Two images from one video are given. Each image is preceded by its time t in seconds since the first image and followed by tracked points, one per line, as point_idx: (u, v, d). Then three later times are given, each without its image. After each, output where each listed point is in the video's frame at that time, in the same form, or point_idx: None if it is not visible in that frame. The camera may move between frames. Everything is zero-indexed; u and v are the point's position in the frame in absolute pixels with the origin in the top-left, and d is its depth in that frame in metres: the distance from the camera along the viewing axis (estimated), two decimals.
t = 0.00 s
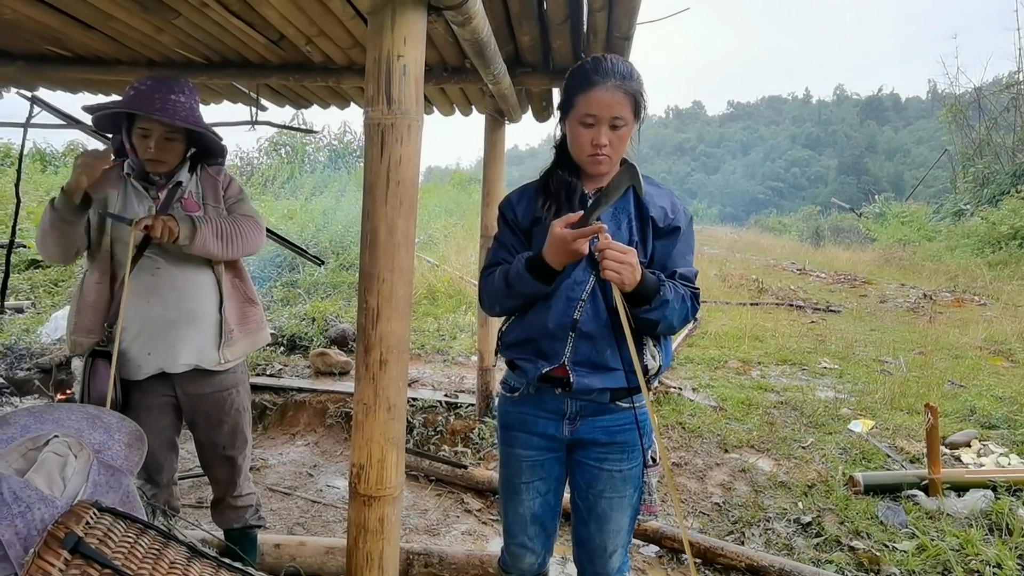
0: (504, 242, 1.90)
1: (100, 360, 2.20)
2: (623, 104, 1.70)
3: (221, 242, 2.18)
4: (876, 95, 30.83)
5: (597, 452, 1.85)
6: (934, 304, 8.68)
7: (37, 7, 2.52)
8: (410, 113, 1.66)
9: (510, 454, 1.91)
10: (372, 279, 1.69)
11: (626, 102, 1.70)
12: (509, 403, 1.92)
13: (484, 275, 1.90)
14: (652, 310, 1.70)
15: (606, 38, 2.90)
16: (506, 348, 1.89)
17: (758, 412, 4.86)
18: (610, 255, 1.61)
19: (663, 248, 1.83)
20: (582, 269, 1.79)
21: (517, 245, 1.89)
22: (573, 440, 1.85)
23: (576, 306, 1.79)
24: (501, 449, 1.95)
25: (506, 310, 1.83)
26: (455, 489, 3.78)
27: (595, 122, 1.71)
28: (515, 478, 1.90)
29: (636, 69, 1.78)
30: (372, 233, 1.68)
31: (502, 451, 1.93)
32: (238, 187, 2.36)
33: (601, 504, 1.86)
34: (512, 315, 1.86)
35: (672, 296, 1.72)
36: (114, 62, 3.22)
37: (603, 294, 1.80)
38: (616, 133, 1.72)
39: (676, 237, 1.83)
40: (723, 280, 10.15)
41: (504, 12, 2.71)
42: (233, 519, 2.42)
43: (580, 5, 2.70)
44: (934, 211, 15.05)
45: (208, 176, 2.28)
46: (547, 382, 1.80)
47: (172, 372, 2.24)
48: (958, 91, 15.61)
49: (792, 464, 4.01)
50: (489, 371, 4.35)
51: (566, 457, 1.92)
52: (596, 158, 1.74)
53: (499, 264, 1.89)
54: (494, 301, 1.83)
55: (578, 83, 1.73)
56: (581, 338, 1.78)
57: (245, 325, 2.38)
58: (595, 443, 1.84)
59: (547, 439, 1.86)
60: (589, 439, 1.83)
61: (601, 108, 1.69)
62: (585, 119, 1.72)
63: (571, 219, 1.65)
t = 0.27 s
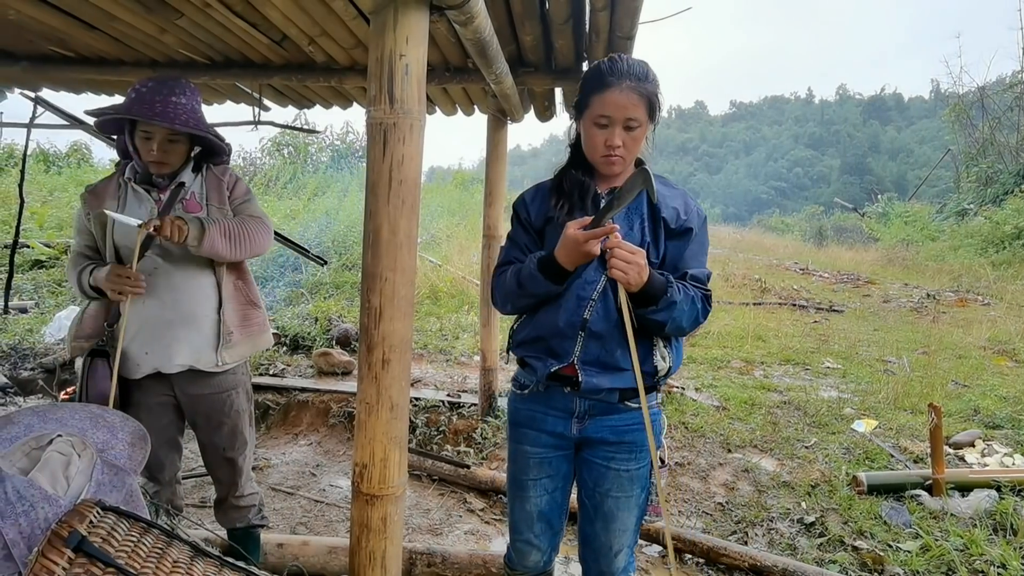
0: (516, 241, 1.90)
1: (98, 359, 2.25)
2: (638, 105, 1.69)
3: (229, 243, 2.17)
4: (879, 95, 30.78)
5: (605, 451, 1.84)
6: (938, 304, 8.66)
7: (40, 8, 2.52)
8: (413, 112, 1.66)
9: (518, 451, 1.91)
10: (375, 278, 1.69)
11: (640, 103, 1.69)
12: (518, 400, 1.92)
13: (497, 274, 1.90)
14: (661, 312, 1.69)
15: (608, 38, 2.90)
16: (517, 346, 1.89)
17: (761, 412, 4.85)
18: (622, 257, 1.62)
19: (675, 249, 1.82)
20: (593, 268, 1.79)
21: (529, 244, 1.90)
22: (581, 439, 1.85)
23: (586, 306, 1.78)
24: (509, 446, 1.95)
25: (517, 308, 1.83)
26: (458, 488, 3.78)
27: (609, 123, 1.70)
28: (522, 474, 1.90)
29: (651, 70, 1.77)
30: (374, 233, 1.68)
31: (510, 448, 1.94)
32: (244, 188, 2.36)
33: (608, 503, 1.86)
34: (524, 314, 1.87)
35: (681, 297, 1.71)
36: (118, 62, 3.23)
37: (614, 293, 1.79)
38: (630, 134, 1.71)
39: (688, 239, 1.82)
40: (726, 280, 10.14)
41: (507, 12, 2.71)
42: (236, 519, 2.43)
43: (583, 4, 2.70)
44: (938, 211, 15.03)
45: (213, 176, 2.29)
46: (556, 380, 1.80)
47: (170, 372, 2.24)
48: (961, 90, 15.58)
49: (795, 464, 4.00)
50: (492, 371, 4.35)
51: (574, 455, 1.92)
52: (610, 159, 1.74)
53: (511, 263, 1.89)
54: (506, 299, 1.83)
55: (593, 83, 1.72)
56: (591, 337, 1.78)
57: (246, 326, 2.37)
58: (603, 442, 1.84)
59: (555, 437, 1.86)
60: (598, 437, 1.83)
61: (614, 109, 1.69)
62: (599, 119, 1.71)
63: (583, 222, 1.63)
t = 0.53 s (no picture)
0: (525, 238, 1.90)
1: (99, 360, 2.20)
2: (650, 105, 1.68)
3: (228, 248, 2.17)
4: (881, 94, 30.73)
5: (612, 449, 1.84)
6: (940, 304, 8.64)
7: (40, 8, 2.51)
8: (412, 111, 1.66)
9: (525, 449, 1.91)
10: (374, 277, 1.68)
11: (653, 103, 1.69)
12: (526, 399, 1.92)
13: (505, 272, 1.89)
14: (668, 312, 1.69)
15: (609, 37, 2.90)
16: (525, 345, 1.89)
17: (762, 412, 4.84)
18: (630, 257, 1.60)
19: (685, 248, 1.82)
20: (603, 267, 1.78)
21: (538, 242, 1.89)
22: (588, 437, 1.85)
23: (595, 305, 1.78)
24: (516, 443, 1.95)
25: (526, 306, 1.82)
26: (459, 488, 3.77)
27: (621, 123, 1.70)
28: (528, 472, 1.90)
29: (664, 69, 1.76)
30: (374, 231, 1.67)
31: (517, 446, 1.93)
32: (246, 187, 2.35)
33: (613, 501, 1.86)
34: (533, 312, 1.86)
35: (687, 297, 1.70)
36: (119, 62, 3.23)
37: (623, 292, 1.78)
38: (641, 134, 1.71)
39: (697, 239, 1.82)
40: (727, 279, 10.12)
41: (507, 11, 2.71)
42: (236, 518, 2.42)
43: (583, 4, 2.69)
44: (940, 211, 15.00)
45: (214, 176, 2.28)
46: (563, 379, 1.79)
47: (170, 373, 2.24)
48: (963, 90, 15.54)
49: (796, 464, 3.99)
50: (493, 371, 4.34)
51: (580, 453, 1.91)
52: (621, 158, 1.73)
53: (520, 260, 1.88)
54: (516, 296, 1.82)
55: (607, 82, 1.72)
56: (599, 336, 1.77)
57: (248, 327, 2.37)
58: (611, 440, 1.84)
59: (562, 436, 1.86)
60: (605, 435, 1.83)
61: (627, 109, 1.68)
62: (610, 118, 1.71)
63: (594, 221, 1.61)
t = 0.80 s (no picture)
0: (530, 236, 1.89)
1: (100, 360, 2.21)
2: (659, 105, 1.68)
3: (225, 252, 2.17)
4: (882, 94, 30.72)
5: (617, 448, 1.84)
6: (940, 304, 8.63)
7: (40, 8, 2.51)
8: (412, 111, 1.66)
9: (529, 448, 1.90)
10: (374, 278, 1.68)
11: (662, 103, 1.68)
12: (530, 398, 1.91)
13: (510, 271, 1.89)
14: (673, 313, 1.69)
15: (609, 37, 2.89)
16: (530, 344, 1.89)
17: (762, 412, 4.83)
18: (635, 253, 1.59)
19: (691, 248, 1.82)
20: (609, 267, 1.78)
21: (543, 240, 1.89)
22: (593, 436, 1.85)
23: (601, 305, 1.78)
24: (520, 442, 1.94)
25: (533, 304, 1.82)
26: (459, 488, 3.77)
27: (629, 123, 1.69)
28: (532, 471, 1.90)
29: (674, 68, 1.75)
30: (374, 232, 1.67)
31: (521, 445, 1.93)
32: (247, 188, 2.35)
33: (616, 499, 1.86)
34: (540, 311, 1.86)
35: (689, 297, 1.70)
36: (119, 62, 3.23)
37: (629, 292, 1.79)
38: (650, 134, 1.71)
39: (702, 240, 1.82)
40: (727, 279, 10.12)
41: (507, 11, 2.71)
42: (237, 518, 2.42)
43: (584, 4, 2.69)
44: (941, 210, 14.99)
45: (215, 177, 2.28)
46: (570, 379, 1.79)
47: (172, 373, 2.24)
48: (964, 89, 15.52)
49: (796, 464, 3.99)
50: (493, 371, 4.34)
51: (584, 451, 1.91)
52: (628, 157, 1.73)
53: (526, 258, 1.88)
54: (522, 294, 1.81)
55: (616, 80, 1.71)
56: (605, 337, 1.78)
57: (250, 328, 2.37)
58: (615, 439, 1.84)
59: (567, 435, 1.85)
60: (610, 435, 1.84)
61: (636, 109, 1.68)
62: (619, 118, 1.70)
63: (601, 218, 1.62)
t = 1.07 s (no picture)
0: (533, 235, 1.89)
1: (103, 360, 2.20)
2: (663, 105, 1.68)
3: (223, 258, 2.17)
4: (882, 94, 30.71)
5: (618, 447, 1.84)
6: (941, 303, 8.63)
7: (40, 8, 2.51)
8: (413, 111, 1.66)
9: (531, 447, 1.90)
10: (375, 278, 1.68)
11: (666, 103, 1.68)
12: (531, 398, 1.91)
13: (513, 269, 1.88)
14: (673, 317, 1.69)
15: (610, 36, 2.89)
16: (532, 342, 1.88)
17: (763, 412, 4.83)
18: (638, 250, 1.59)
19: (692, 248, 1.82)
20: (611, 266, 1.78)
21: (546, 238, 1.89)
22: (595, 435, 1.85)
23: (603, 305, 1.78)
24: (522, 441, 1.94)
25: (536, 303, 1.81)
26: (460, 488, 3.77)
27: (633, 122, 1.70)
28: (534, 470, 1.89)
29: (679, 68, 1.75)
30: (375, 232, 1.67)
31: (522, 444, 1.93)
32: (249, 189, 2.35)
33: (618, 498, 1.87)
34: (542, 310, 1.85)
35: (689, 296, 1.70)
36: (119, 62, 3.23)
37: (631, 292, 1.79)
38: (653, 133, 1.71)
39: (703, 240, 1.82)
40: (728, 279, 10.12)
41: (507, 11, 2.71)
42: (238, 518, 2.42)
43: (584, 3, 2.69)
44: (941, 210, 14.99)
45: (217, 178, 2.28)
46: (571, 378, 1.79)
47: (174, 373, 2.24)
48: (964, 89, 15.51)
49: (797, 464, 3.99)
50: (493, 371, 4.34)
51: (586, 451, 1.91)
52: (632, 156, 1.73)
53: (528, 257, 1.88)
54: (525, 293, 1.81)
55: (621, 78, 1.71)
56: (607, 336, 1.78)
57: (251, 328, 2.37)
58: (617, 438, 1.84)
59: (569, 434, 1.85)
60: (612, 434, 1.84)
61: (640, 108, 1.68)
62: (623, 117, 1.70)
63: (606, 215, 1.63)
